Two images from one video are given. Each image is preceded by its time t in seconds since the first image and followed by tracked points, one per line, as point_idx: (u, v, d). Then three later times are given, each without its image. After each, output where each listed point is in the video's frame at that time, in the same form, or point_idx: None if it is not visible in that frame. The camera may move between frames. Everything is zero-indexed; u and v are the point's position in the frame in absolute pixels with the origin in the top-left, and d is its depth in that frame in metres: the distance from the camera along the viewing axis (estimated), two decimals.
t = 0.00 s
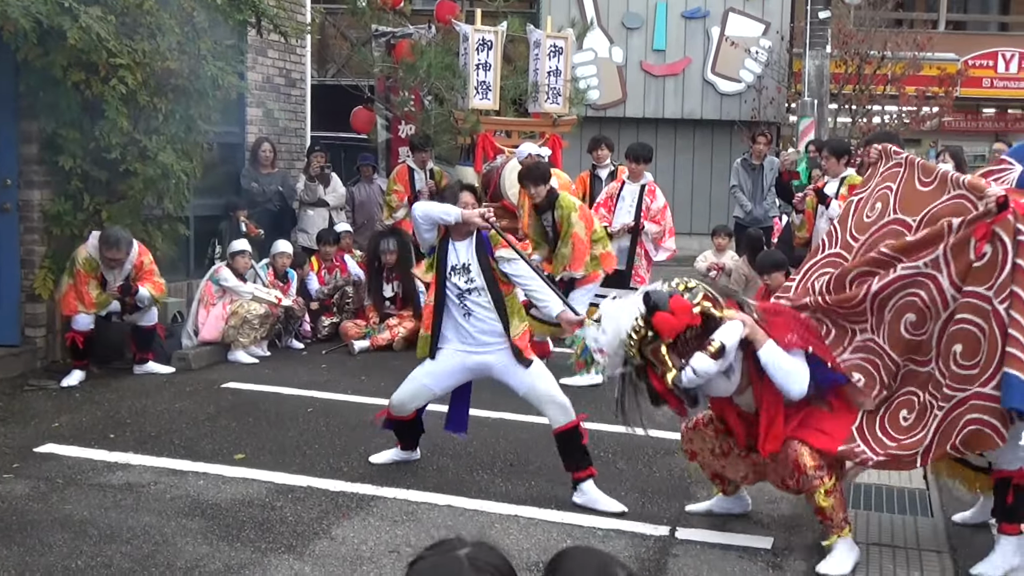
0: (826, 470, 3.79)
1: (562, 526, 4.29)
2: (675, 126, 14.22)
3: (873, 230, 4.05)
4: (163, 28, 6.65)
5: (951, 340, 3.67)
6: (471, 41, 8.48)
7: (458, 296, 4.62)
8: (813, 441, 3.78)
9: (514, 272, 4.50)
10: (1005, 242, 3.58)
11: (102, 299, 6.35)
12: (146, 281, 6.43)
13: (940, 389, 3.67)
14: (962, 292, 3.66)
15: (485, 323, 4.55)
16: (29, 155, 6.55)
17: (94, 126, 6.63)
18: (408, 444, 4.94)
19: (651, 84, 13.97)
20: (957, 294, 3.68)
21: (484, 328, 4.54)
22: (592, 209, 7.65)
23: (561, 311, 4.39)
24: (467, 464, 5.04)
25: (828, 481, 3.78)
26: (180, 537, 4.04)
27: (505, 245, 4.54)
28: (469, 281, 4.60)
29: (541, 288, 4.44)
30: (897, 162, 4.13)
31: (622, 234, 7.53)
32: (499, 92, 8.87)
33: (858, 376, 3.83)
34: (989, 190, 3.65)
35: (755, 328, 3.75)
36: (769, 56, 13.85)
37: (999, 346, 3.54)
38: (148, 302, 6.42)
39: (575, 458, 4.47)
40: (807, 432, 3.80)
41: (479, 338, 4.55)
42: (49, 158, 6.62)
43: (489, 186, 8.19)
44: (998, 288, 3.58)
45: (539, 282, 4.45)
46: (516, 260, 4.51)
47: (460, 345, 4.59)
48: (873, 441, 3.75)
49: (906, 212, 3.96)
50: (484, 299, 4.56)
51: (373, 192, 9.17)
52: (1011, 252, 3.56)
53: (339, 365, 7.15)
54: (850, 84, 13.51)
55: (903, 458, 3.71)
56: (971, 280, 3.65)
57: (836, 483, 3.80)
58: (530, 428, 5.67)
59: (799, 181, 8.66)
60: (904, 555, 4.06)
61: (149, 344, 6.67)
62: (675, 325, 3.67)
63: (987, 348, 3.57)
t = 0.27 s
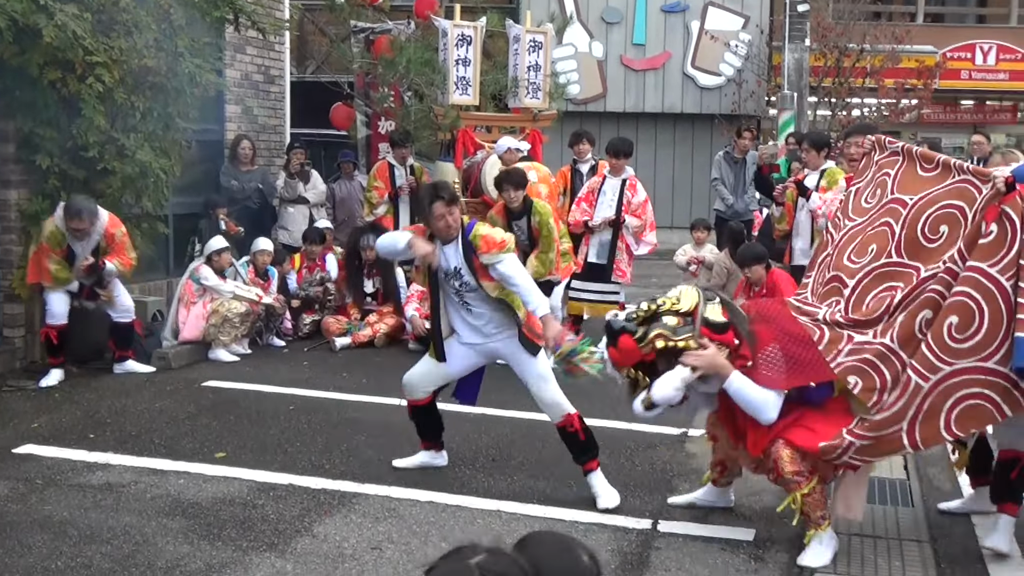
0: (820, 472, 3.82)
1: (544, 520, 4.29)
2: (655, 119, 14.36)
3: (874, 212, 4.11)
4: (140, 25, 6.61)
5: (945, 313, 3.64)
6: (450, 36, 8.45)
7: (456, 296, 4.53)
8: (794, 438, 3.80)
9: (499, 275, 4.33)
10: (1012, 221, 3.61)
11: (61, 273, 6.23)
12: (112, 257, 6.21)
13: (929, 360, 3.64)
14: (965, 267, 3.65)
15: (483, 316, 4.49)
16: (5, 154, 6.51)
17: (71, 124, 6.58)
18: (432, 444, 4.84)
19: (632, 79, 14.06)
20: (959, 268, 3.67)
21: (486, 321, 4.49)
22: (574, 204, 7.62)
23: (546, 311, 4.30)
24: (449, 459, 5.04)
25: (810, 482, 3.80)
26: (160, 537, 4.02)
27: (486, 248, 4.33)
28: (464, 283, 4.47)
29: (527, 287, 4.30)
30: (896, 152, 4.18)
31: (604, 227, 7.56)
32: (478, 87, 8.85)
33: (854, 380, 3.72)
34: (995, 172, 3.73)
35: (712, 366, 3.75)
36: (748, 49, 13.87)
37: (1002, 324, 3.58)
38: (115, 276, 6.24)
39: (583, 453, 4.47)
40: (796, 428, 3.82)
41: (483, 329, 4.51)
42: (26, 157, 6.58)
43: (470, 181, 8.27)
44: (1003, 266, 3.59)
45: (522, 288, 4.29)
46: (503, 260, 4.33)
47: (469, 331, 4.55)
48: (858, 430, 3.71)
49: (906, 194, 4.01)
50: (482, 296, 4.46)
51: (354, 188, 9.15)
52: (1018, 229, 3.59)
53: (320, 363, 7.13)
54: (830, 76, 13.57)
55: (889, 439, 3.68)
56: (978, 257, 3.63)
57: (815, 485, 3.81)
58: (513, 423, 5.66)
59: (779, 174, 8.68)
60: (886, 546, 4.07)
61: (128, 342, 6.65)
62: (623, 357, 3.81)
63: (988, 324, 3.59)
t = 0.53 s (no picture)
0: (767, 461, 3.85)
1: (510, 511, 4.29)
2: (617, 110, 14.42)
3: (870, 220, 4.26)
4: (94, 21, 6.51)
5: (894, 295, 3.61)
6: (409, 28, 8.43)
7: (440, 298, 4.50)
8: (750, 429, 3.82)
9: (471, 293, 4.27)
10: (973, 216, 3.56)
11: None
12: (53, 228, 6.06)
13: (873, 338, 3.61)
14: (919, 253, 3.62)
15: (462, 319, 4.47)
16: None
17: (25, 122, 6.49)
18: (402, 438, 4.81)
19: (592, 68, 14.08)
20: (913, 253, 3.64)
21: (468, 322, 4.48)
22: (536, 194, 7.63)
23: (506, 338, 4.21)
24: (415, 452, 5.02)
25: (758, 471, 3.85)
26: (124, 537, 3.98)
27: (458, 265, 4.22)
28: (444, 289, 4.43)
29: (491, 312, 4.22)
30: (885, 154, 4.32)
31: (566, 217, 7.56)
32: (439, 78, 8.83)
33: (814, 360, 3.68)
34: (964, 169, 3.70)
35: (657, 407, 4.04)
36: (708, 38, 14.00)
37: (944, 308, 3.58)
38: (54, 248, 6.12)
39: (563, 448, 4.43)
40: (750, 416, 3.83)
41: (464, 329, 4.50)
42: None
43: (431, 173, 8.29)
44: (959, 256, 3.56)
45: (486, 315, 4.22)
46: (475, 277, 4.25)
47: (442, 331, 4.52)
48: (795, 402, 3.69)
49: (901, 202, 4.15)
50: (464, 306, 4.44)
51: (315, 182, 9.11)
52: (981, 225, 3.56)
53: (284, 358, 7.09)
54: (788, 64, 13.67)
55: (833, 417, 3.67)
56: (934, 245, 3.60)
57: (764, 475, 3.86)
58: (478, 415, 5.66)
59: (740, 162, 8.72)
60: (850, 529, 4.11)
61: (84, 339, 6.58)
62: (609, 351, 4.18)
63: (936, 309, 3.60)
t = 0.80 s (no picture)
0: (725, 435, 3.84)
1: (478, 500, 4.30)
2: (576, 97, 14.46)
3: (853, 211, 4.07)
4: (44, 16, 6.32)
5: (875, 304, 3.62)
6: (366, 18, 8.37)
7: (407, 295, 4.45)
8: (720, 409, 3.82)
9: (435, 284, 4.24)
10: (959, 226, 3.61)
11: None
12: None
13: (852, 346, 3.62)
14: (904, 261, 3.64)
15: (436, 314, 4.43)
16: None
17: None
18: (386, 432, 4.75)
19: (551, 55, 14.11)
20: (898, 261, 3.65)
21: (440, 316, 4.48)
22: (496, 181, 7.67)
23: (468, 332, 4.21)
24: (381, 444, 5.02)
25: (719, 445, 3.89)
26: (90, 537, 3.95)
27: (422, 258, 4.19)
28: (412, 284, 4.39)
29: (456, 307, 4.20)
30: (879, 148, 4.19)
31: (527, 203, 7.56)
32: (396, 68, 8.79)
33: (789, 361, 3.64)
34: (953, 172, 3.67)
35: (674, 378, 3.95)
36: (666, 23, 14.03)
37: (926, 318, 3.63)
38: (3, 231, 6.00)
39: (542, 437, 4.40)
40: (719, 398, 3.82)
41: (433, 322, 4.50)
42: None
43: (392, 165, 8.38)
44: (942, 267, 3.61)
45: (450, 307, 4.20)
46: (439, 269, 4.21)
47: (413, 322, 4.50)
48: (764, 396, 3.69)
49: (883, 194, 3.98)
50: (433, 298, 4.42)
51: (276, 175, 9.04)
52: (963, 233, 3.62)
53: (247, 353, 7.05)
54: (745, 47, 13.74)
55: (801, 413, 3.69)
56: (919, 256, 3.63)
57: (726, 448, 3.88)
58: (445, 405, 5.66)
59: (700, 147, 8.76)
60: (815, 508, 4.15)
61: (27, 334, 6.50)
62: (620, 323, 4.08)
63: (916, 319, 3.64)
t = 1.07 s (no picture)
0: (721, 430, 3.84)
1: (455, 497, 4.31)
2: (548, 92, 14.48)
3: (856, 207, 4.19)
4: (10, 17, 6.11)
5: (868, 300, 3.71)
6: (335, 16, 8.36)
7: (406, 283, 4.42)
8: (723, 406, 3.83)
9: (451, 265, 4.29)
10: (949, 221, 3.65)
11: None
12: None
13: (846, 342, 3.71)
14: (896, 256, 3.71)
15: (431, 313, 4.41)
16: None
17: None
18: (365, 436, 4.73)
19: (522, 51, 14.12)
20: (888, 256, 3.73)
21: (436, 317, 4.41)
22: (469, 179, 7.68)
23: (493, 308, 4.19)
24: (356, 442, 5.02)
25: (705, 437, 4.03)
26: (65, 541, 3.93)
27: (443, 237, 4.28)
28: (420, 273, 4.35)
29: (477, 285, 4.23)
30: (871, 138, 4.27)
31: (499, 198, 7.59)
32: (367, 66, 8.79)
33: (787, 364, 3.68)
34: (943, 166, 3.71)
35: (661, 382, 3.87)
36: (635, 17, 14.09)
37: (919, 313, 3.72)
38: None
39: (535, 441, 4.37)
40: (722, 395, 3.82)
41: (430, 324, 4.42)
42: None
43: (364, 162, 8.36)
44: (933, 263, 3.69)
45: (472, 285, 4.23)
46: (458, 249, 4.27)
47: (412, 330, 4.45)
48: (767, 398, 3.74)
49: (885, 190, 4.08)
50: (437, 293, 4.38)
51: (248, 175, 9.01)
52: (956, 228, 3.67)
53: (222, 354, 7.03)
54: (716, 41, 13.79)
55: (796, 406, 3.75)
56: (909, 251, 3.70)
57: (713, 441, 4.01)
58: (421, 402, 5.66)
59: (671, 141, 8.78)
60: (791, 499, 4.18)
61: None
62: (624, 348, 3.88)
63: (908, 314, 3.72)
